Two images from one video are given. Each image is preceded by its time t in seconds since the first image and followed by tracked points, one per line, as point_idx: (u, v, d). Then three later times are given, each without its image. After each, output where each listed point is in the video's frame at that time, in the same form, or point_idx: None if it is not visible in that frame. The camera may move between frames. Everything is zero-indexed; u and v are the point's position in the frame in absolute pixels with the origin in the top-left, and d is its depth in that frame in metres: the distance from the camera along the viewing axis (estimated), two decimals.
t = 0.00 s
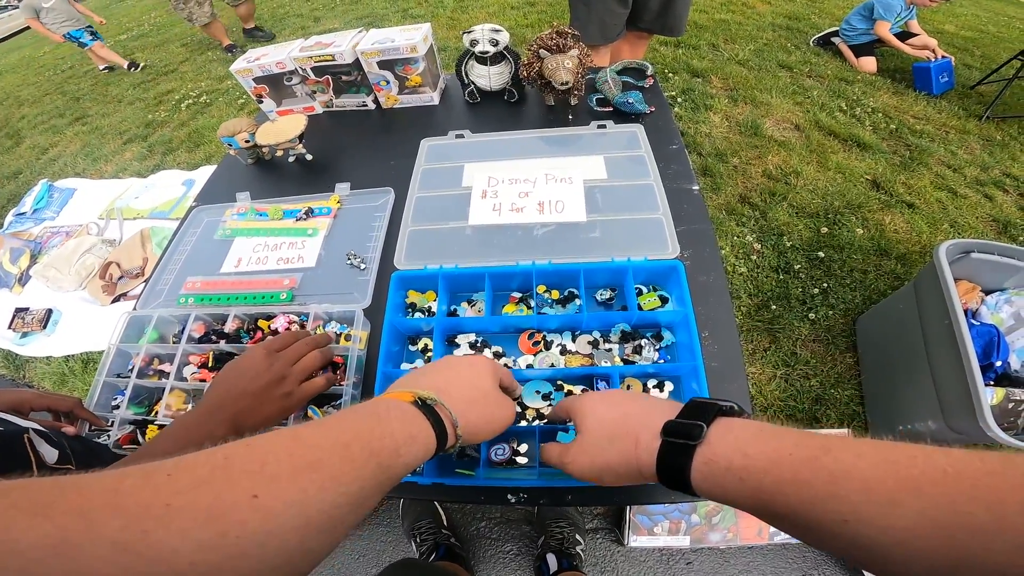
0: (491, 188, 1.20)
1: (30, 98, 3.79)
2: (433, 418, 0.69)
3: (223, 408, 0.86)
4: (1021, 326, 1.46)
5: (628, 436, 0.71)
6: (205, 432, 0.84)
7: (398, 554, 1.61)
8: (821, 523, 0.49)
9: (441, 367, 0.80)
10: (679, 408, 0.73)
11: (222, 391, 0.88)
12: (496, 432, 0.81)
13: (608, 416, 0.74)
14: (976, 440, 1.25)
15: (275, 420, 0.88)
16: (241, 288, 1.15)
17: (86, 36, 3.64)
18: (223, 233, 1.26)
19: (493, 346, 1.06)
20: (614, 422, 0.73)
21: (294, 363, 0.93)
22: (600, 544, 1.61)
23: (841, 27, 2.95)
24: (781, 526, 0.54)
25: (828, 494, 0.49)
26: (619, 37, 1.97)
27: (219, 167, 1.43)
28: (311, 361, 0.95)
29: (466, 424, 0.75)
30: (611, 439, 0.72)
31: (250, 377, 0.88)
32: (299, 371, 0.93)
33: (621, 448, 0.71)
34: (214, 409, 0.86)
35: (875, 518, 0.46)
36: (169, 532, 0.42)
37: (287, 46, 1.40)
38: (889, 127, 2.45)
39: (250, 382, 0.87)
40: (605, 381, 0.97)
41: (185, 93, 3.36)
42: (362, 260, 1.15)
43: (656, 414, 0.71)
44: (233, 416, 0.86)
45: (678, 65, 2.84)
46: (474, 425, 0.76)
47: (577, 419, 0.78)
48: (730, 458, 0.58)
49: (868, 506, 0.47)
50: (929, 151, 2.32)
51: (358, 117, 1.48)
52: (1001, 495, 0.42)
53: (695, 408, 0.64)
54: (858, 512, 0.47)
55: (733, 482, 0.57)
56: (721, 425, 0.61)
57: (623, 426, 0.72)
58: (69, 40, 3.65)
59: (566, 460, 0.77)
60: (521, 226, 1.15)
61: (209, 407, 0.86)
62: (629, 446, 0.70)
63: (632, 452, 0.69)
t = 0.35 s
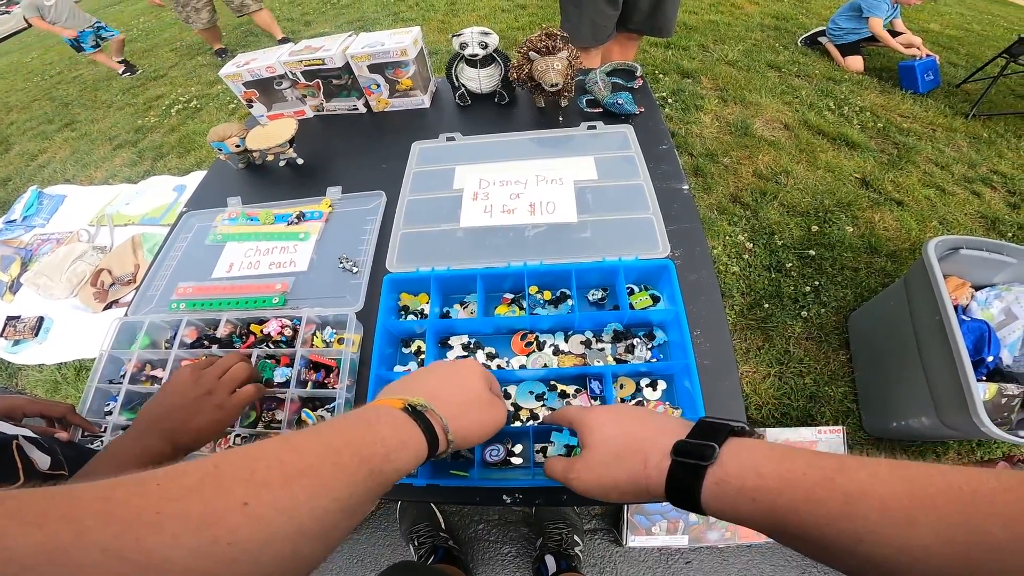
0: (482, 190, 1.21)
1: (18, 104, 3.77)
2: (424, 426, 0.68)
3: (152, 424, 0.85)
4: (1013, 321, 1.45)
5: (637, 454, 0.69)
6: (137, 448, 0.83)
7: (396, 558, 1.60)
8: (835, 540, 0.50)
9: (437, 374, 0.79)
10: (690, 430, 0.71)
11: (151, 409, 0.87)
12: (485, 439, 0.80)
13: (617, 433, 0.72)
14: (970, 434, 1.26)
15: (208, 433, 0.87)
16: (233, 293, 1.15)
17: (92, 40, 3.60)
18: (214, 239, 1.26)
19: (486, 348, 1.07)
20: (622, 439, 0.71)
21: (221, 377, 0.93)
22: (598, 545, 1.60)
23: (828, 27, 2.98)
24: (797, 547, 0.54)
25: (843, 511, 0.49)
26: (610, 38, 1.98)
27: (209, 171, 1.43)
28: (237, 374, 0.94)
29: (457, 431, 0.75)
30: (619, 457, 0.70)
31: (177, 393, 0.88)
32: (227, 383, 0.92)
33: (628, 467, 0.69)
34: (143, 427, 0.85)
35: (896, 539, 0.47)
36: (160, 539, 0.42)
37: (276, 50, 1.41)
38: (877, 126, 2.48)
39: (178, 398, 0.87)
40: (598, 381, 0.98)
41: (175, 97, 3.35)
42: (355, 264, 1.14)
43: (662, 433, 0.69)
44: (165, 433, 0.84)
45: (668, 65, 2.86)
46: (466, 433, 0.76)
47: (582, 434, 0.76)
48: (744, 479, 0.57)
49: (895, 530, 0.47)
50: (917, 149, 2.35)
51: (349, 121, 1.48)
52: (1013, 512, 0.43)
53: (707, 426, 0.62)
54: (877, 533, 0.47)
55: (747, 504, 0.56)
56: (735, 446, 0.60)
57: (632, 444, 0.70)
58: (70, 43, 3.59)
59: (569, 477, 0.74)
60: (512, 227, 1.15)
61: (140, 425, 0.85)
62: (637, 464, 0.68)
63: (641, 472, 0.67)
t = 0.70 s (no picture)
0: (469, 192, 1.21)
1: None
2: (428, 418, 0.69)
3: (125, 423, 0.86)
4: (996, 312, 1.48)
5: (629, 444, 0.70)
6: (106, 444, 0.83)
7: (394, 563, 1.59)
8: (828, 530, 0.49)
9: (443, 369, 0.79)
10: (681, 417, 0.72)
11: (125, 411, 0.88)
12: (489, 436, 0.80)
13: (611, 425, 0.73)
14: (960, 426, 1.27)
15: (179, 435, 0.87)
16: (221, 300, 1.14)
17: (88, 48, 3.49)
18: (200, 245, 1.25)
19: (475, 348, 1.07)
20: (616, 430, 0.72)
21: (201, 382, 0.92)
22: (596, 545, 1.60)
23: (808, 26, 3.02)
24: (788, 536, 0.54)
25: (833, 500, 0.49)
26: (594, 40, 2.00)
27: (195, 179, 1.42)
28: (217, 381, 0.93)
29: (461, 425, 0.75)
30: (613, 448, 0.71)
31: (155, 394, 0.88)
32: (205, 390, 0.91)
33: (621, 457, 0.70)
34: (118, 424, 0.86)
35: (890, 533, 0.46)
36: (165, 531, 0.42)
37: (260, 56, 1.41)
38: (858, 122, 2.52)
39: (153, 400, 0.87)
40: (588, 378, 0.99)
41: (158, 105, 3.32)
42: (343, 268, 1.14)
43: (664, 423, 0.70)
44: (135, 430, 0.85)
45: (653, 66, 2.89)
46: (470, 428, 0.76)
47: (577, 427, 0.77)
48: (734, 466, 0.58)
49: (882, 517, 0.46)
50: (897, 144, 2.39)
51: (335, 125, 1.48)
52: (1008, 500, 0.42)
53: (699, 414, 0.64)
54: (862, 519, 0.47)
55: (738, 490, 0.57)
56: (724, 432, 0.62)
57: (625, 434, 0.71)
58: (64, 45, 3.47)
59: (565, 468, 0.76)
60: (499, 228, 1.16)
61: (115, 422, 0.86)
62: (629, 454, 0.69)
63: (635, 462, 0.68)
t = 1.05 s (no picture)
0: (464, 189, 1.22)
1: None
2: (433, 417, 0.69)
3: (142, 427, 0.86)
4: (991, 303, 1.48)
5: (593, 426, 0.73)
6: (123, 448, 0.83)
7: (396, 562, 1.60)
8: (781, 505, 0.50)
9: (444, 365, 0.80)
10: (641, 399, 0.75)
11: (133, 420, 0.87)
12: (489, 430, 0.81)
13: (575, 409, 0.76)
14: (956, 417, 1.28)
15: (197, 436, 0.88)
16: (217, 300, 1.15)
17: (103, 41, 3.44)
18: (196, 246, 1.26)
19: (472, 343, 1.08)
20: (579, 412, 0.76)
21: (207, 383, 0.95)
22: (597, 541, 1.60)
23: (799, 23, 3.04)
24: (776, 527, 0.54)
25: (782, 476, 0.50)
26: (587, 38, 2.01)
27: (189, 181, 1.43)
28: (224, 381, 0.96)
29: (464, 420, 0.76)
30: (578, 430, 0.74)
31: (162, 398, 0.89)
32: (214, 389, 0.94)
33: (586, 438, 0.73)
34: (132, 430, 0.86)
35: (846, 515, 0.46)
36: (173, 526, 0.43)
37: (253, 58, 1.42)
38: (850, 118, 2.53)
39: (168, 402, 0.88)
40: (584, 371, 0.99)
41: (151, 109, 3.33)
42: (338, 266, 1.15)
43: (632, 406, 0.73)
44: (151, 436, 0.85)
45: (646, 63, 2.90)
46: (472, 423, 0.77)
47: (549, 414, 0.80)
48: (689, 442, 0.59)
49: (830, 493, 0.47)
50: (889, 139, 2.41)
51: (329, 126, 1.49)
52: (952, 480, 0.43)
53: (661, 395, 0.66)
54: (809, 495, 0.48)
55: (693, 467, 0.58)
56: (679, 410, 0.64)
57: (587, 416, 0.74)
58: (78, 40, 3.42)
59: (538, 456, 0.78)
60: (494, 224, 1.16)
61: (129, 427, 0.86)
62: (594, 434, 0.72)
63: (599, 441, 0.71)
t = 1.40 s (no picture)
0: (465, 182, 1.23)
1: None
2: (430, 401, 0.70)
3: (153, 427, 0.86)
4: (990, 300, 1.49)
5: (593, 412, 0.73)
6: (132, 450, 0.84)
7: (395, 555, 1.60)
8: (787, 493, 0.49)
9: (447, 353, 0.82)
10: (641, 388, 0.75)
11: (144, 424, 0.86)
12: (485, 420, 0.82)
13: (574, 394, 0.77)
14: (955, 414, 1.28)
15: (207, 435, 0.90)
16: (219, 291, 1.16)
17: (112, 34, 3.40)
18: (199, 238, 1.27)
19: (473, 334, 1.08)
20: (580, 397, 0.76)
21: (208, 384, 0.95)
22: (596, 536, 1.61)
23: (802, 21, 3.03)
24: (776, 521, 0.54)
25: (788, 464, 0.49)
26: (589, 34, 2.02)
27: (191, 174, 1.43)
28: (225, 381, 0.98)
29: (458, 409, 0.76)
30: (578, 414, 0.75)
31: (169, 401, 0.88)
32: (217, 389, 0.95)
33: (585, 423, 0.73)
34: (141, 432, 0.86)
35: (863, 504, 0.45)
36: (172, 508, 0.43)
37: (256, 52, 1.42)
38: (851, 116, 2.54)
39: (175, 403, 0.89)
40: (584, 362, 1.00)
41: (152, 104, 3.33)
42: (341, 257, 1.16)
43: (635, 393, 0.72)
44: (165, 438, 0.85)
45: (647, 61, 2.91)
46: (468, 412, 0.78)
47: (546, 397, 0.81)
48: (692, 428, 0.58)
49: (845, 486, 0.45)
50: (889, 137, 2.41)
51: (330, 120, 1.49)
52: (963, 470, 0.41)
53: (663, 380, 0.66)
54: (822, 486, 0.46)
55: (695, 451, 0.57)
56: (686, 399, 0.63)
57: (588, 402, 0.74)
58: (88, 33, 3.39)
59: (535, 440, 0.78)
60: (495, 216, 1.17)
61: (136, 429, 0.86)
62: (593, 419, 0.72)
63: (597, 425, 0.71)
